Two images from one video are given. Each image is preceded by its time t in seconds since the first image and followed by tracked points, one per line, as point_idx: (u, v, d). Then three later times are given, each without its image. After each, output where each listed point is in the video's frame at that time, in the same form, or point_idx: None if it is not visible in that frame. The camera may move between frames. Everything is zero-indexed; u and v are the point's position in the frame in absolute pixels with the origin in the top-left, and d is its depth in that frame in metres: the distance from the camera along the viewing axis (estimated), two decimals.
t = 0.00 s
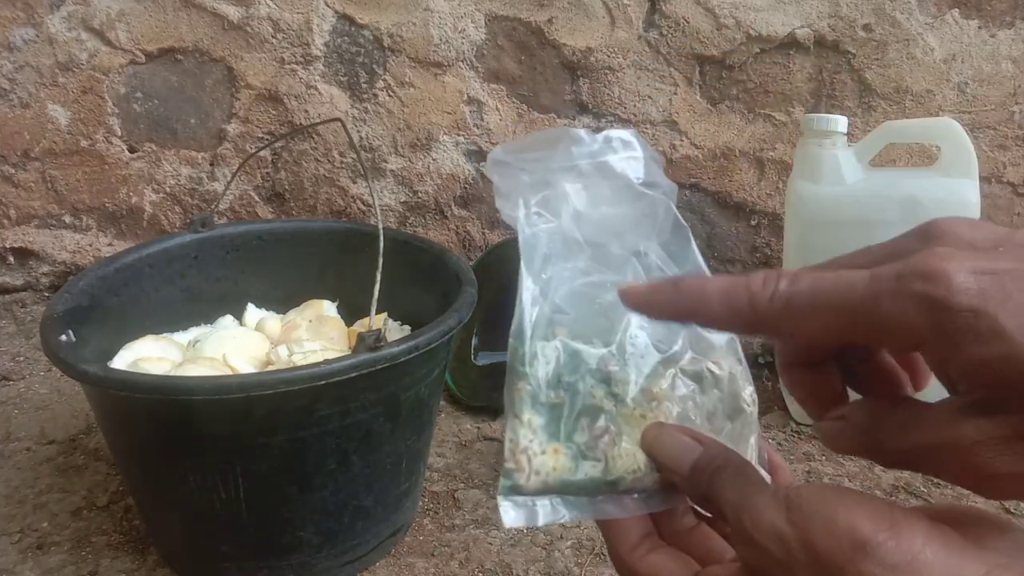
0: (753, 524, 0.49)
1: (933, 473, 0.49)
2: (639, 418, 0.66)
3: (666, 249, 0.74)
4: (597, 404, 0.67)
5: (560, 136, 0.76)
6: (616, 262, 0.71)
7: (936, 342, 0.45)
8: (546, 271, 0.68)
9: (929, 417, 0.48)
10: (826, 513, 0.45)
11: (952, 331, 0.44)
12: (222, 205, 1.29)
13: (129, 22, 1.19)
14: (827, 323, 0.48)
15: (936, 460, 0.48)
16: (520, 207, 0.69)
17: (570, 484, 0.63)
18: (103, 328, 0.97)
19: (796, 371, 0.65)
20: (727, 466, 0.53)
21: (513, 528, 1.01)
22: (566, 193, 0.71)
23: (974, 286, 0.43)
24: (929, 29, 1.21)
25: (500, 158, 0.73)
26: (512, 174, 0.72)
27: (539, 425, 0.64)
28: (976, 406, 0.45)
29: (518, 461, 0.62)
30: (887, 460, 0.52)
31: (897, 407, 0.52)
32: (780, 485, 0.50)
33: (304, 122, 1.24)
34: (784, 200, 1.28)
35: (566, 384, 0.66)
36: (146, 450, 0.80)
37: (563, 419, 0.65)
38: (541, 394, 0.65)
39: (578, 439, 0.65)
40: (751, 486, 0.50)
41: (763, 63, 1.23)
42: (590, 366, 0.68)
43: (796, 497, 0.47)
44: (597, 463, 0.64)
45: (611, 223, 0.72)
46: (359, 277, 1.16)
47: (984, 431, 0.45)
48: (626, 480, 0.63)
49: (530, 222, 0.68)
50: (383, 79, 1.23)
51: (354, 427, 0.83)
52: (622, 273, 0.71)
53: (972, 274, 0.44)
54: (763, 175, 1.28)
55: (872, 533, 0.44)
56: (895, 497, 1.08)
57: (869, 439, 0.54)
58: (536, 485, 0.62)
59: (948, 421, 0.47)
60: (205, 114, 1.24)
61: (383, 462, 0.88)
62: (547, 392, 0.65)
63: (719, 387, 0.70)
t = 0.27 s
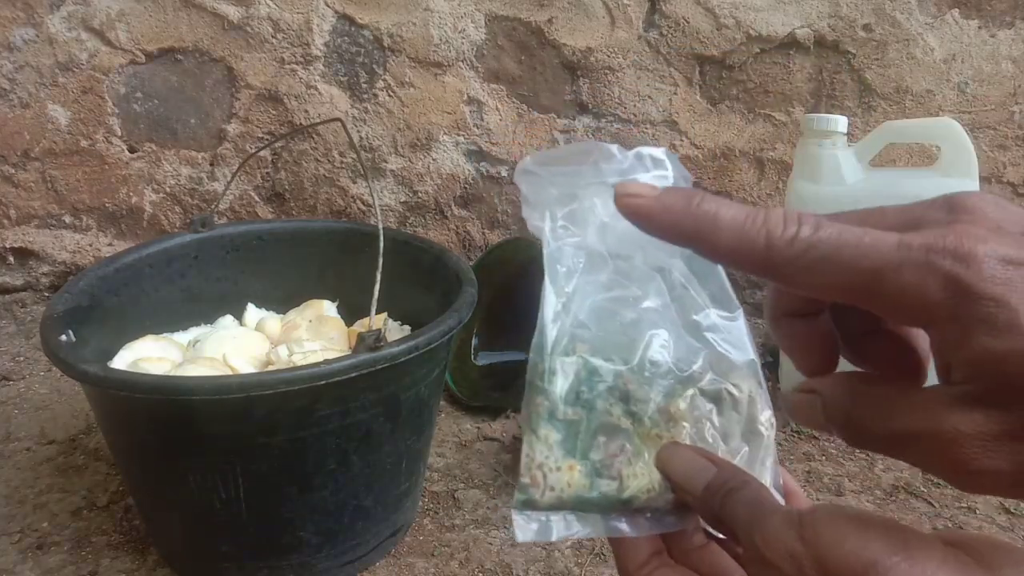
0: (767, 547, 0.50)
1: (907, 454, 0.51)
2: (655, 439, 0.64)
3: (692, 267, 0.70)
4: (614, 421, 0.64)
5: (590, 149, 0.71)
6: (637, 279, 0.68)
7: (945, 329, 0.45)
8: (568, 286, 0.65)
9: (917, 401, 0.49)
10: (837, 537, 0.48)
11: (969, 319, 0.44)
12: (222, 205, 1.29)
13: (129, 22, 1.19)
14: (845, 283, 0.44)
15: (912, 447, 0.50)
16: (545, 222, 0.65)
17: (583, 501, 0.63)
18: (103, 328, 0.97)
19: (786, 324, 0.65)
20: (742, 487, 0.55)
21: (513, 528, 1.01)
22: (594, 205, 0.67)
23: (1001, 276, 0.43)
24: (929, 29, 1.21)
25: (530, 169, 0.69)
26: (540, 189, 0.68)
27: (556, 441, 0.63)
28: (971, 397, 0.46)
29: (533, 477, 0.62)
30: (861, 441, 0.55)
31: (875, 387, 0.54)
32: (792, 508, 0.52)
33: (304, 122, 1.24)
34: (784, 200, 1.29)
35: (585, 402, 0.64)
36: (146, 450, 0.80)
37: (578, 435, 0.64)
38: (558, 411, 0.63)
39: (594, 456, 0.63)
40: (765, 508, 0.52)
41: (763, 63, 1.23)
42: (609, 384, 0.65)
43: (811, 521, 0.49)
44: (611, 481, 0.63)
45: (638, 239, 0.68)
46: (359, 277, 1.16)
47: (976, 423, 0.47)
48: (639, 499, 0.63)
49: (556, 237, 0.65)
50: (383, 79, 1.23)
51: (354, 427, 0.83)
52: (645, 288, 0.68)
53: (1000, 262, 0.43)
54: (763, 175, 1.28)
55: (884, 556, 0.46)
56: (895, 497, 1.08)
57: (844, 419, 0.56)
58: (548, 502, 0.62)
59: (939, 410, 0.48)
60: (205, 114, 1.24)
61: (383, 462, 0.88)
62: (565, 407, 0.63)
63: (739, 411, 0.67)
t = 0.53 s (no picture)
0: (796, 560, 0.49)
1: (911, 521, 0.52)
2: (688, 452, 0.64)
3: (729, 282, 0.71)
4: (648, 433, 0.64)
5: (633, 158, 0.74)
6: (677, 292, 0.68)
7: (928, 408, 0.46)
8: (608, 294, 0.66)
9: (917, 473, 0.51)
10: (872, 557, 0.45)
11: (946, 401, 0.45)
12: (222, 205, 1.29)
13: (129, 22, 1.19)
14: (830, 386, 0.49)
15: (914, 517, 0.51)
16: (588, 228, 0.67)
17: (615, 511, 0.62)
18: (103, 328, 0.97)
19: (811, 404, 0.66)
20: (770, 505, 0.53)
21: (512, 528, 1.01)
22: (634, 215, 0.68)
23: (968, 360, 0.44)
24: (929, 29, 1.21)
25: (569, 174, 0.72)
26: (581, 195, 0.70)
27: (591, 449, 0.63)
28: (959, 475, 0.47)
29: (567, 484, 0.62)
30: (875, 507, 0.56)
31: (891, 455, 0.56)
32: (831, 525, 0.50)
33: (304, 121, 1.24)
34: (784, 200, 1.29)
35: (621, 411, 0.64)
36: (147, 450, 0.80)
37: (612, 446, 0.64)
38: (594, 419, 0.63)
39: (627, 466, 0.63)
40: (795, 525, 0.50)
41: (764, 63, 1.23)
42: (645, 395, 0.65)
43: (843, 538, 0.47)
44: (645, 492, 0.63)
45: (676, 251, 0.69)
46: (358, 277, 1.16)
47: (966, 496, 0.47)
48: (671, 512, 0.63)
49: (597, 245, 0.66)
50: (383, 79, 1.23)
51: (354, 427, 0.83)
52: (683, 302, 0.68)
53: (971, 346, 0.44)
54: (763, 175, 1.28)
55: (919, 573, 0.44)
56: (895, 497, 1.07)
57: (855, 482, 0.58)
58: (581, 511, 0.62)
59: (930, 482, 0.49)
60: (205, 114, 1.24)
61: (384, 462, 0.88)
62: (599, 417, 0.64)
63: (773, 427, 0.67)
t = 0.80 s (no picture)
0: None
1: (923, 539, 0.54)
2: (692, 463, 0.66)
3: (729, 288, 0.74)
4: (652, 445, 0.66)
5: (636, 169, 0.76)
6: (681, 301, 0.72)
7: (925, 426, 0.51)
8: (610, 306, 0.68)
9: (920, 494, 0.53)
10: None
11: (939, 418, 0.50)
12: (222, 205, 1.29)
13: (129, 22, 1.19)
14: (833, 418, 0.54)
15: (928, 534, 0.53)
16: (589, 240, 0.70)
17: (619, 523, 0.64)
18: (103, 328, 0.97)
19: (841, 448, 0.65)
20: (777, 519, 0.56)
21: (512, 528, 1.01)
22: (636, 227, 0.71)
23: (955, 377, 0.49)
24: (929, 29, 1.21)
25: (573, 185, 0.75)
26: (586, 206, 0.72)
27: (593, 462, 0.64)
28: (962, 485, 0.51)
29: (570, 497, 0.63)
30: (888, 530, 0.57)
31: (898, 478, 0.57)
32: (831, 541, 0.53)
33: (304, 122, 1.24)
34: (784, 200, 1.29)
35: (624, 424, 0.65)
36: (148, 451, 0.80)
37: (615, 458, 0.65)
38: (597, 431, 0.65)
39: (630, 479, 0.65)
40: (803, 542, 0.53)
41: (764, 63, 1.23)
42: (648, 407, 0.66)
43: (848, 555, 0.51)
44: (648, 505, 0.64)
45: (679, 260, 0.72)
46: (359, 277, 1.16)
47: (969, 510, 0.50)
48: (676, 523, 0.65)
49: (599, 256, 0.69)
50: (383, 79, 1.23)
51: (354, 427, 0.83)
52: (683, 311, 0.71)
53: (951, 363, 0.50)
54: (763, 175, 1.28)
55: None
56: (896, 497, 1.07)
57: (864, 505, 0.59)
58: (583, 524, 0.63)
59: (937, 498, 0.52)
60: (205, 114, 1.24)
61: (383, 462, 0.88)
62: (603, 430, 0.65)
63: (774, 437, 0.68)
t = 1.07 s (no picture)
0: None
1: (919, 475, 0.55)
2: (705, 469, 0.64)
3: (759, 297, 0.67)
4: (666, 450, 0.64)
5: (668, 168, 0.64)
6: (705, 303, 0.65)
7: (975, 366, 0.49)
8: (632, 310, 0.62)
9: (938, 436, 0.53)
10: None
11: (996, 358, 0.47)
12: (222, 205, 1.29)
13: (129, 22, 1.19)
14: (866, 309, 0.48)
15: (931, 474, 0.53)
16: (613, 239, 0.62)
17: (630, 525, 0.61)
18: (103, 328, 0.97)
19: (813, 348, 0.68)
20: (785, 525, 0.55)
21: (512, 528, 1.01)
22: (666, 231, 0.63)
23: None
24: (929, 29, 1.21)
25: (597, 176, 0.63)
26: (610, 201, 0.62)
27: (608, 464, 0.62)
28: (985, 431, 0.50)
29: (583, 496, 0.60)
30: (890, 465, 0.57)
31: (906, 420, 0.57)
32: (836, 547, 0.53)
33: (304, 122, 1.24)
34: (784, 200, 1.28)
35: (639, 427, 0.63)
36: (147, 451, 0.80)
37: (630, 461, 0.63)
38: (613, 434, 0.62)
39: (643, 482, 0.63)
40: (811, 546, 0.53)
41: (764, 63, 1.23)
42: (665, 411, 0.64)
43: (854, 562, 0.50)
44: (660, 509, 0.62)
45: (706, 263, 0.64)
46: (359, 277, 1.16)
47: (1001, 457, 0.49)
48: (685, 527, 0.62)
49: (624, 258, 0.62)
50: (383, 79, 1.23)
51: (354, 427, 0.83)
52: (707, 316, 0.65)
53: None
54: (763, 174, 1.28)
55: None
56: (895, 497, 1.07)
57: (871, 450, 0.58)
58: (596, 525, 0.60)
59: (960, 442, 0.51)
60: (205, 114, 1.24)
61: (383, 462, 0.88)
62: (618, 432, 0.62)
63: (789, 448, 0.67)
